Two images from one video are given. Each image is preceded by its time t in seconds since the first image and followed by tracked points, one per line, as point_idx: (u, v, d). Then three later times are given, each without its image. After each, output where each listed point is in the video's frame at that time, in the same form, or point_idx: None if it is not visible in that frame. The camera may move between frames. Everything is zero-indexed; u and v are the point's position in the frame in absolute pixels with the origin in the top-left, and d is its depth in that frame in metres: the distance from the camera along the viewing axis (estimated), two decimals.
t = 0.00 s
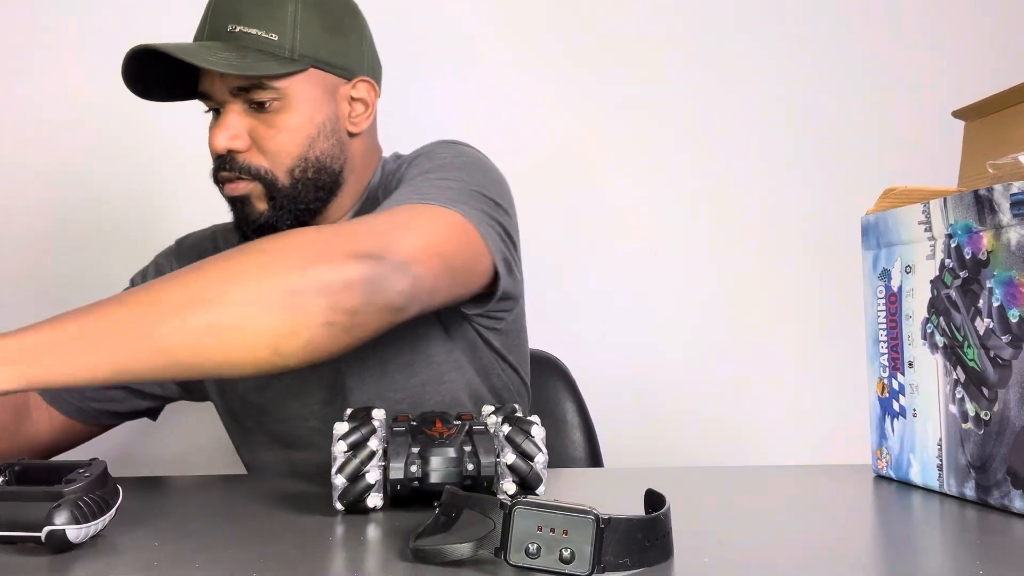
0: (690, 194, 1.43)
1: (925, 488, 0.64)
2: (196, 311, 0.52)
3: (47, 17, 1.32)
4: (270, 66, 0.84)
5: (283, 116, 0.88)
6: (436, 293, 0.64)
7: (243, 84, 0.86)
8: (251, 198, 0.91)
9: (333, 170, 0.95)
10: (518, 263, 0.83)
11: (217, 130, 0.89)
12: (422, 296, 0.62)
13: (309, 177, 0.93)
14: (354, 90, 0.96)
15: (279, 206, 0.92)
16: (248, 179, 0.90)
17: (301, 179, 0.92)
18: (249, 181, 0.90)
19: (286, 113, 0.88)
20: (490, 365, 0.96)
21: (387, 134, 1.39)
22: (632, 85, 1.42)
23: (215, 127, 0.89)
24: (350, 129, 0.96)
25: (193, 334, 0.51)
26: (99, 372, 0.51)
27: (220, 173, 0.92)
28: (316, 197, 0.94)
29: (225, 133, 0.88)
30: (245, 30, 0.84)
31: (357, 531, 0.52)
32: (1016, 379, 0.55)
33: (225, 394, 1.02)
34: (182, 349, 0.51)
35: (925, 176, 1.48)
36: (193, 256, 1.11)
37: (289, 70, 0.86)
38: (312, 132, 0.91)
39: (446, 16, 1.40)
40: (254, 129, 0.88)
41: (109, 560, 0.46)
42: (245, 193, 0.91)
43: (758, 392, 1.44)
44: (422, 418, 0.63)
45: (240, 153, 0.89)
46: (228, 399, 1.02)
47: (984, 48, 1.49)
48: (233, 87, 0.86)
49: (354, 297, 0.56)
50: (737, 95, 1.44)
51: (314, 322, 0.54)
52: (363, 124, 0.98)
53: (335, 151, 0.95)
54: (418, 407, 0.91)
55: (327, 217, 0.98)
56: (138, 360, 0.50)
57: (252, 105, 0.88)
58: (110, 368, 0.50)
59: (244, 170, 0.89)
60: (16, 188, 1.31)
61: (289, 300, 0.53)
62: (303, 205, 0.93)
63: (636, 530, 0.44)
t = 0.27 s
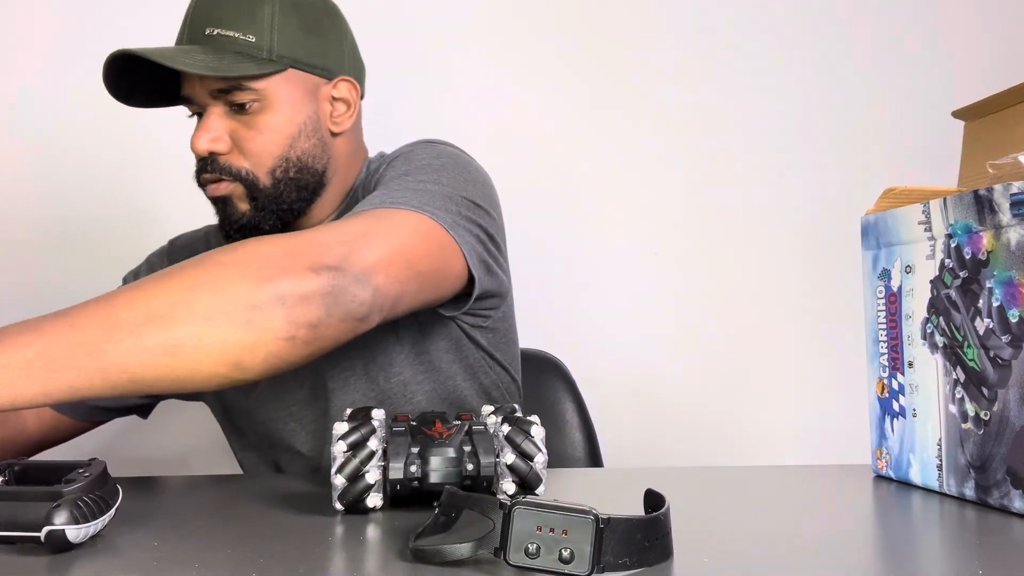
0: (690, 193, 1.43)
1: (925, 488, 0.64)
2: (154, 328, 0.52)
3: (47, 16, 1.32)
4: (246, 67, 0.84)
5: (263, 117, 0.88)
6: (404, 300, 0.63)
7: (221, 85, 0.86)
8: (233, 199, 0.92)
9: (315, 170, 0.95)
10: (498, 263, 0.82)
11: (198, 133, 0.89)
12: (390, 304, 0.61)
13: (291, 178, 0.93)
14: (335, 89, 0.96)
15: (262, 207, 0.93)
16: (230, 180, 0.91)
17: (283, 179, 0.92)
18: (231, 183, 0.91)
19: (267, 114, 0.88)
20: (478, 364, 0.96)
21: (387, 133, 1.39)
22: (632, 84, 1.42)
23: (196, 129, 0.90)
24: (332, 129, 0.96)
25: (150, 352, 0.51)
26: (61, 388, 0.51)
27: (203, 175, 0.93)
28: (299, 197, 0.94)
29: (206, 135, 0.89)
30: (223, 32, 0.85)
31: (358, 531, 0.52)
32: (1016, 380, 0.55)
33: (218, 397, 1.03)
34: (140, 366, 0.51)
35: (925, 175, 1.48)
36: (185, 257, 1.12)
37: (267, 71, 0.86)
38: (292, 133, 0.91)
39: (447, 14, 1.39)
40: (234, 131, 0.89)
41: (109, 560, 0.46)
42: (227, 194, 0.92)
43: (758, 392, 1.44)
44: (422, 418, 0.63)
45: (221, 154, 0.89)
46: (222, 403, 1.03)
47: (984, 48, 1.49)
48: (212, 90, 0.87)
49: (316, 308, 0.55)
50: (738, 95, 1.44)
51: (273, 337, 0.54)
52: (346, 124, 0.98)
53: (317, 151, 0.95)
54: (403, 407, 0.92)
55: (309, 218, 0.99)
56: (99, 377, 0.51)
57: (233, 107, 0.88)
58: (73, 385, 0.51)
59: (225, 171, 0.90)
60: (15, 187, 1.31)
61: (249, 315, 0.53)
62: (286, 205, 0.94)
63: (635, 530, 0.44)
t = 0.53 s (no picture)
0: (691, 193, 1.43)
1: (925, 488, 0.64)
2: (166, 332, 0.51)
3: (49, 16, 1.32)
4: (230, 68, 0.85)
5: (251, 117, 0.89)
6: (409, 294, 0.63)
7: (206, 88, 0.86)
8: (223, 202, 0.92)
9: (305, 169, 0.96)
10: (493, 260, 0.82)
11: (186, 137, 0.89)
12: (397, 298, 0.61)
13: (280, 178, 0.93)
14: (322, 89, 0.96)
15: (252, 208, 0.93)
16: (219, 183, 0.91)
17: (272, 179, 0.92)
18: (219, 185, 0.91)
19: (254, 115, 0.89)
20: (472, 361, 0.96)
21: (388, 133, 1.39)
22: (633, 84, 1.42)
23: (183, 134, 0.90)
24: (320, 128, 0.97)
25: (164, 356, 0.51)
26: (77, 395, 0.51)
27: (192, 178, 0.93)
28: (288, 197, 0.94)
29: (194, 138, 0.89)
30: (205, 36, 0.86)
31: (357, 531, 0.52)
32: (1016, 380, 0.55)
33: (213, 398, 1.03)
34: (155, 371, 0.51)
35: (925, 176, 1.48)
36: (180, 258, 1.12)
37: (251, 71, 0.86)
38: (280, 133, 0.91)
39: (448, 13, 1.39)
40: (222, 133, 0.89)
41: (108, 560, 0.46)
42: (217, 197, 0.92)
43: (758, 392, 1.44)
44: (422, 417, 0.63)
45: (210, 157, 0.89)
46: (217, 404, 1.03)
47: (984, 48, 1.49)
48: (198, 92, 0.87)
49: (327, 306, 0.55)
50: (738, 95, 1.44)
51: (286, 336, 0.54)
52: (334, 123, 0.98)
53: (305, 150, 0.95)
54: (397, 405, 0.92)
55: (300, 219, 0.99)
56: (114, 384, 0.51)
57: (219, 109, 0.88)
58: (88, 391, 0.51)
59: (214, 174, 0.90)
60: (15, 186, 1.31)
61: (260, 316, 0.53)
62: (275, 205, 0.94)
63: (635, 530, 0.44)
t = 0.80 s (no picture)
0: (691, 193, 1.43)
1: (925, 488, 0.64)
2: (155, 331, 0.52)
3: (47, 16, 1.32)
4: (219, 67, 0.85)
5: (242, 117, 0.89)
6: (404, 290, 0.63)
7: (197, 88, 0.87)
8: (215, 202, 0.92)
9: (297, 169, 0.95)
10: (489, 257, 0.82)
11: (178, 137, 0.89)
12: (390, 294, 0.61)
13: (272, 178, 0.93)
14: (314, 88, 0.96)
15: (243, 207, 0.93)
16: (210, 183, 0.91)
17: (264, 178, 0.92)
18: (211, 185, 0.91)
19: (245, 115, 0.89)
20: (469, 361, 0.96)
21: (388, 133, 1.39)
22: (633, 84, 1.42)
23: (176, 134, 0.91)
24: (312, 127, 0.96)
25: (153, 355, 0.52)
26: (69, 396, 0.52)
27: (185, 179, 0.93)
28: (281, 197, 0.94)
29: (186, 138, 0.89)
30: (197, 36, 0.86)
31: (357, 531, 0.52)
32: (1015, 380, 0.55)
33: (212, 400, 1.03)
34: (144, 370, 0.52)
35: (925, 175, 1.48)
36: (176, 259, 1.12)
37: (241, 70, 0.86)
38: (272, 133, 0.91)
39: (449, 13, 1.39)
40: (213, 133, 0.89)
41: (108, 561, 0.46)
42: (209, 197, 0.92)
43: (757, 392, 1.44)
44: (421, 417, 0.63)
45: (201, 157, 0.90)
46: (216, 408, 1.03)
47: (983, 48, 1.50)
48: (189, 92, 0.87)
49: (315, 302, 0.55)
50: (737, 95, 1.44)
51: (273, 332, 0.54)
52: (327, 122, 0.98)
53: (298, 149, 0.95)
54: (394, 406, 0.92)
55: (293, 218, 0.99)
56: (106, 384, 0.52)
57: (210, 109, 0.88)
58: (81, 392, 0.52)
59: (205, 174, 0.90)
60: (17, 186, 1.31)
61: (247, 313, 0.53)
62: (268, 205, 0.94)
63: (635, 530, 0.44)
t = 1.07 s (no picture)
0: (691, 193, 1.43)
1: (925, 488, 0.64)
2: (155, 337, 0.52)
3: (45, 16, 1.32)
4: (217, 65, 0.85)
5: (240, 116, 0.89)
6: (404, 294, 0.63)
7: (196, 86, 0.87)
8: (213, 201, 0.92)
9: (296, 169, 0.95)
10: (488, 258, 0.82)
11: (176, 135, 0.89)
12: (391, 299, 0.61)
13: (271, 177, 0.93)
14: (313, 87, 0.96)
15: (241, 207, 0.93)
16: (209, 182, 0.91)
17: (262, 177, 0.92)
18: (209, 184, 0.91)
19: (243, 113, 0.89)
20: (469, 362, 0.96)
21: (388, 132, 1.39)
22: (633, 83, 1.42)
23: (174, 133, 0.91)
24: (311, 126, 0.96)
25: (153, 361, 0.52)
26: (69, 403, 0.52)
27: (184, 178, 0.93)
28: (280, 196, 0.94)
29: (184, 137, 0.89)
30: (195, 34, 0.86)
31: (357, 531, 0.52)
32: (1015, 380, 0.55)
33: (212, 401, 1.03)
34: (143, 376, 0.52)
35: (925, 175, 1.48)
36: (176, 255, 1.12)
37: (239, 69, 0.86)
38: (271, 132, 0.91)
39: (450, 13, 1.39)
40: (212, 132, 0.89)
41: (108, 561, 0.46)
42: (207, 196, 0.92)
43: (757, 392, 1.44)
44: (421, 418, 0.63)
45: (200, 156, 0.90)
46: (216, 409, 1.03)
47: (983, 48, 1.50)
48: (188, 91, 0.87)
49: (315, 308, 0.55)
50: (737, 95, 1.44)
51: (273, 338, 0.54)
52: (326, 121, 0.97)
53: (297, 148, 0.95)
54: (392, 407, 0.92)
55: (293, 218, 0.99)
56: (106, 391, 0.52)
57: (209, 108, 0.88)
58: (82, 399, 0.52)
59: (204, 172, 0.90)
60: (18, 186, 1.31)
61: (247, 319, 0.53)
62: (267, 205, 0.94)
63: (635, 530, 0.44)
